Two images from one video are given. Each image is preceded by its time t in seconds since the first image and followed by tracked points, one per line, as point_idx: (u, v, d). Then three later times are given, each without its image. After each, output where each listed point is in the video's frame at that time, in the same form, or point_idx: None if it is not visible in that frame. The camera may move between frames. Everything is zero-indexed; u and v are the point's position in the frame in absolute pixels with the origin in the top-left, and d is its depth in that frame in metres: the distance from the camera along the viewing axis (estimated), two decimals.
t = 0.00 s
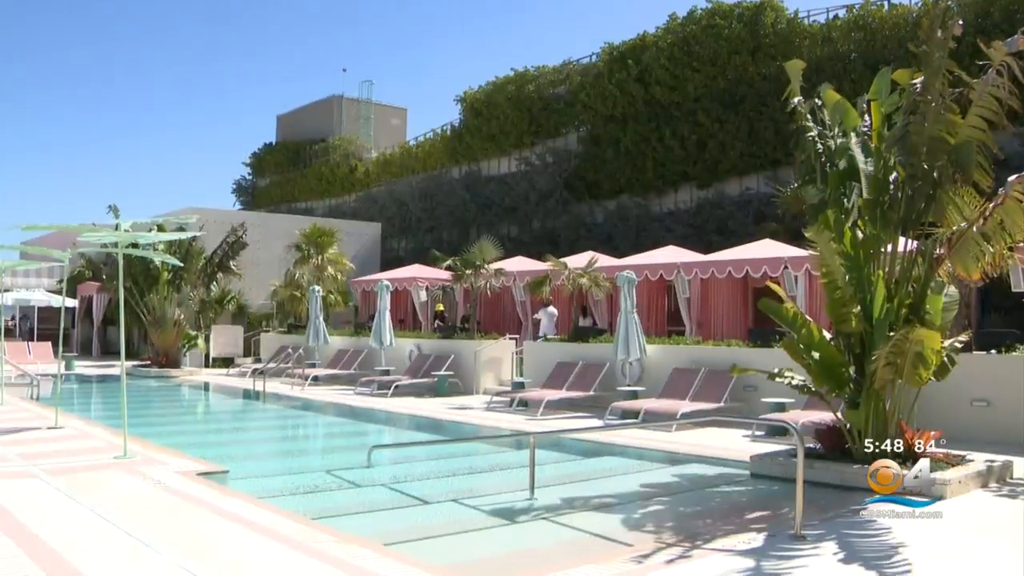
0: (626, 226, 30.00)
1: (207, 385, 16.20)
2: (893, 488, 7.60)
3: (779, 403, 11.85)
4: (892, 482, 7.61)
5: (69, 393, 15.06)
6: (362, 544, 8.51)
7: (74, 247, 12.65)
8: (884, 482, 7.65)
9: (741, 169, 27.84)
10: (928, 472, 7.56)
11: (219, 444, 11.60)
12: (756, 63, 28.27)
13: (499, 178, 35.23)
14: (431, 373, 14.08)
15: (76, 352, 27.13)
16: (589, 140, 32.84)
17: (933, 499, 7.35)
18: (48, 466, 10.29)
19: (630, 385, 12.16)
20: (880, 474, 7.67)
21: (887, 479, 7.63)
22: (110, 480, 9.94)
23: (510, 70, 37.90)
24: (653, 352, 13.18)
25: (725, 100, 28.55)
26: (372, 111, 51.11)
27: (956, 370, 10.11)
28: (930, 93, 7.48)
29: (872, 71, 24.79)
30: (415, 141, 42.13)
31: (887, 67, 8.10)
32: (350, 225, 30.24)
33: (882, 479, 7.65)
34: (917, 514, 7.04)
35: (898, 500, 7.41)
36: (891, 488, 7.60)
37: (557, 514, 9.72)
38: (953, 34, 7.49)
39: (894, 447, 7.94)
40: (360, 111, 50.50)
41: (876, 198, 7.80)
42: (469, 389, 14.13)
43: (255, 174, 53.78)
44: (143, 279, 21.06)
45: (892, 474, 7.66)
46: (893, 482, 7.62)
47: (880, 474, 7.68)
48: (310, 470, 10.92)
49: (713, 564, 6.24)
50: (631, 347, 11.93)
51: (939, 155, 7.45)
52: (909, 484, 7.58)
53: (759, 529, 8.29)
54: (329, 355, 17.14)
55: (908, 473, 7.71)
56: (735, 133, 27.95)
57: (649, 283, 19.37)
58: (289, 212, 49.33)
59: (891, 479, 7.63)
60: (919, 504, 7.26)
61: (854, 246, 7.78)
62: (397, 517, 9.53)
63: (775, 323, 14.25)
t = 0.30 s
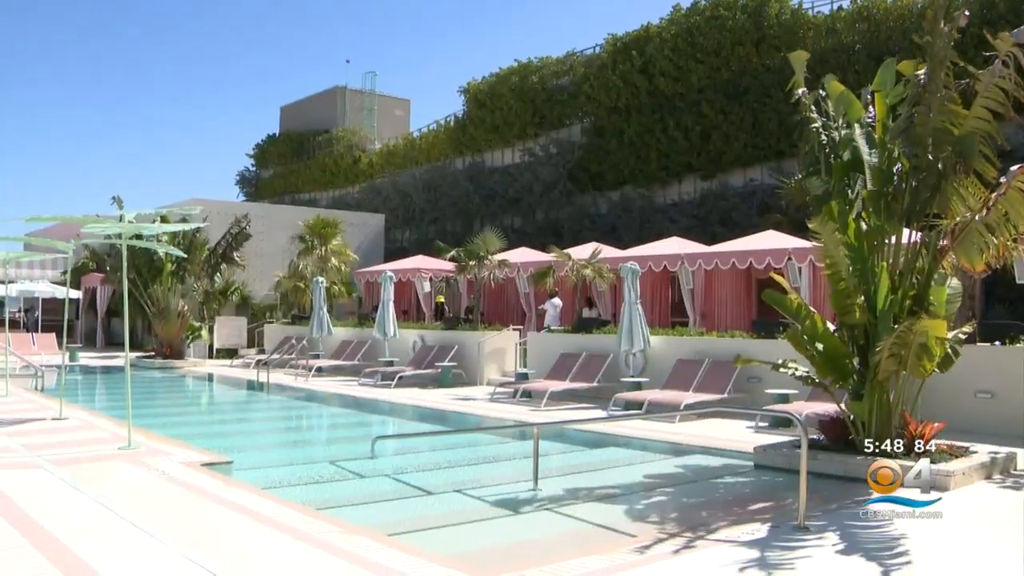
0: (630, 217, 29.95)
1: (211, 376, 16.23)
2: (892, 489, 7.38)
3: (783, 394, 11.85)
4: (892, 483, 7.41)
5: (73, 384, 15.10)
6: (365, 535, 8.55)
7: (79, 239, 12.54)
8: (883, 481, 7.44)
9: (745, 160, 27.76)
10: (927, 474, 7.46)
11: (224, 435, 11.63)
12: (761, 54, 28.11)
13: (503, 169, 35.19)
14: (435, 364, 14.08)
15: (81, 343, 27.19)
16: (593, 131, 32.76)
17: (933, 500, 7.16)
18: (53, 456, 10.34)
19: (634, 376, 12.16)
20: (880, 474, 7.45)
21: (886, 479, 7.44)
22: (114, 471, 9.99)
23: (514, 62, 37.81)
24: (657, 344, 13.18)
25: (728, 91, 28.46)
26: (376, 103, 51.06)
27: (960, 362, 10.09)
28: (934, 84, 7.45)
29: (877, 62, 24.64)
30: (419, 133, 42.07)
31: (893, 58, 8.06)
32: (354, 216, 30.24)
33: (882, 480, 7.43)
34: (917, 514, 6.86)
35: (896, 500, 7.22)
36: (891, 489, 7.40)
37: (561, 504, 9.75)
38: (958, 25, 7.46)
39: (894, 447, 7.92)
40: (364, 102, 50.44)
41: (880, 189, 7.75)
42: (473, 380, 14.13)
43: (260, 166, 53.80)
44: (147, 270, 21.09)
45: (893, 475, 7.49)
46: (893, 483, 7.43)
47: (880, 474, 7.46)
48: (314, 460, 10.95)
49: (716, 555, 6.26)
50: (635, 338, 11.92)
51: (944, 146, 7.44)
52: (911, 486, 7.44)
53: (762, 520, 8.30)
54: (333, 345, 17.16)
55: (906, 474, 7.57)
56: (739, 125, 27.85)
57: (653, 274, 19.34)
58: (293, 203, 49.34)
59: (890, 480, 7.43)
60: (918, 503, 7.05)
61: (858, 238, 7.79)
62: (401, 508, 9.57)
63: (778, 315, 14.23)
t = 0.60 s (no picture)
0: (642, 201, 29.85)
1: (223, 360, 16.32)
2: (893, 488, 7.01)
3: (795, 378, 11.83)
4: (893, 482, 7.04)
5: (87, 368, 15.21)
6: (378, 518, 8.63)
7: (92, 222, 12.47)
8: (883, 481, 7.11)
9: (758, 144, 27.58)
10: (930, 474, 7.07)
11: (236, 419, 11.71)
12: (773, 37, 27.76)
13: (515, 153, 35.12)
14: (448, 348, 14.11)
15: (94, 327, 27.37)
16: (605, 115, 32.62)
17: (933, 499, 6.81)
18: (68, 440, 10.45)
19: (647, 359, 12.16)
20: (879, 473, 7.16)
21: (887, 480, 7.10)
22: (128, 455, 10.09)
23: (526, 45, 37.66)
24: (669, 327, 13.16)
25: (741, 75, 28.24)
26: (387, 87, 50.99)
27: (974, 346, 10.05)
28: (948, 66, 7.35)
29: (890, 46, 24.36)
30: (431, 117, 41.99)
31: (907, 41, 8.03)
32: (366, 201, 30.28)
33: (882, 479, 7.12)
34: (918, 515, 6.49)
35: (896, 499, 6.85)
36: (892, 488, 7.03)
37: (573, 488, 9.80)
38: (972, 7, 7.35)
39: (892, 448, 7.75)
40: (376, 86, 50.39)
41: (893, 172, 7.65)
42: (485, 364, 14.15)
43: (272, 150, 53.88)
44: (160, 254, 21.20)
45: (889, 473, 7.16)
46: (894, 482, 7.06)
47: (879, 472, 7.17)
48: (327, 444, 11.03)
49: (728, 538, 6.28)
50: (647, 322, 11.90)
51: (958, 130, 7.37)
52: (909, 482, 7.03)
53: (774, 504, 8.31)
54: (345, 330, 17.21)
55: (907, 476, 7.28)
56: (751, 109, 27.66)
57: (666, 258, 19.29)
58: (305, 187, 49.39)
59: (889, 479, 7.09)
60: (920, 504, 6.69)
61: (872, 222, 7.69)
62: (413, 491, 9.64)
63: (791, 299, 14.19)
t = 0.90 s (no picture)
0: (666, 185, 29.69)
1: (248, 344, 16.46)
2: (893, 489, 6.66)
3: (820, 364, 11.76)
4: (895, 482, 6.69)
5: (113, 352, 15.39)
6: (402, 502, 8.72)
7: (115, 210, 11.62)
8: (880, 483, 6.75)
9: (782, 129, 27.27)
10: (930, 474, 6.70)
11: (261, 403, 11.82)
12: (797, 22, 27.41)
13: (538, 138, 35.01)
14: (471, 333, 14.12)
15: (120, 312, 27.66)
16: (628, 99, 32.41)
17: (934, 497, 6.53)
18: (95, 424, 10.63)
19: (670, 345, 12.14)
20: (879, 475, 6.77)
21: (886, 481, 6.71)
22: (154, 439, 10.25)
23: (549, 30, 37.48)
24: (693, 313, 13.10)
25: (765, 59, 27.90)
26: (411, 72, 51.01)
27: (1002, 332, 9.93)
28: (976, 49, 7.22)
29: (917, 29, 24.03)
30: (453, 102, 41.92)
31: (934, 23, 7.87)
32: (389, 186, 30.35)
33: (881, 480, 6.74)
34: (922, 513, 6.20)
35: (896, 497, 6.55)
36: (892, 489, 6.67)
37: (597, 473, 9.85)
38: None
39: (892, 446, 7.74)
40: (399, 72, 50.44)
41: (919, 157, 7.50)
42: (509, 349, 14.17)
43: (295, 135, 54.05)
44: (184, 240, 21.37)
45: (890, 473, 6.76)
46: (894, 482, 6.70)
47: (877, 472, 6.83)
48: (351, 428, 11.13)
49: (753, 524, 6.27)
50: (671, 307, 11.89)
51: (985, 114, 7.19)
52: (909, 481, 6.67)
53: (798, 490, 8.27)
54: (369, 314, 17.29)
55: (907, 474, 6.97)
56: (775, 93, 27.37)
57: (689, 243, 19.18)
58: (329, 172, 49.52)
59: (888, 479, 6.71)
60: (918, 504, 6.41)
61: (897, 207, 7.69)
62: (437, 476, 9.72)
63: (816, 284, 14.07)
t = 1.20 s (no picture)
0: (700, 173, 29.25)
1: (282, 333, 16.63)
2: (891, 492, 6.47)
3: (855, 353, 11.64)
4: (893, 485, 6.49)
5: (150, 341, 15.62)
6: (437, 490, 8.85)
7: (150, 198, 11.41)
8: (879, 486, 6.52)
9: (817, 116, 26.82)
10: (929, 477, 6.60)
11: (296, 390, 11.96)
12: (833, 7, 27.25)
13: (572, 126, 34.85)
14: (505, 321, 14.14)
15: (156, 301, 28.03)
16: (661, 87, 32.18)
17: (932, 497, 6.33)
18: (133, 412, 10.84)
19: (704, 333, 12.09)
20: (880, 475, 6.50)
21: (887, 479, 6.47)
22: (190, 427, 10.48)
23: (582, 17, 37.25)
24: (726, 301, 13.02)
25: (800, 45, 27.54)
26: (443, 61, 51.05)
27: None
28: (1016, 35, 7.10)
29: (954, 14, 23.60)
30: (486, 90, 41.83)
31: (973, 8, 7.67)
32: (422, 174, 30.43)
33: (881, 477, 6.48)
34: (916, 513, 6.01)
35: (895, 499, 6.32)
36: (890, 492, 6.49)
37: (631, 461, 9.88)
38: None
39: (894, 447, 7.62)
40: (432, 60, 50.51)
41: (957, 144, 7.41)
42: (543, 337, 14.17)
43: (329, 125, 54.32)
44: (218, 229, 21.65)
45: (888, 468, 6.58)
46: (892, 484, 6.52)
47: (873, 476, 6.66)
48: (385, 415, 11.24)
49: (788, 513, 6.24)
50: (704, 296, 11.84)
51: None
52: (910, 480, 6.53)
53: (834, 480, 8.21)
54: (403, 303, 17.38)
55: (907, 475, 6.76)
56: (809, 80, 27.02)
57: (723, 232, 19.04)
58: (362, 161, 49.69)
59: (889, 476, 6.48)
60: (917, 502, 6.19)
61: (934, 194, 7.52)
62: (470, 462, 9.82)
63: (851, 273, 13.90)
